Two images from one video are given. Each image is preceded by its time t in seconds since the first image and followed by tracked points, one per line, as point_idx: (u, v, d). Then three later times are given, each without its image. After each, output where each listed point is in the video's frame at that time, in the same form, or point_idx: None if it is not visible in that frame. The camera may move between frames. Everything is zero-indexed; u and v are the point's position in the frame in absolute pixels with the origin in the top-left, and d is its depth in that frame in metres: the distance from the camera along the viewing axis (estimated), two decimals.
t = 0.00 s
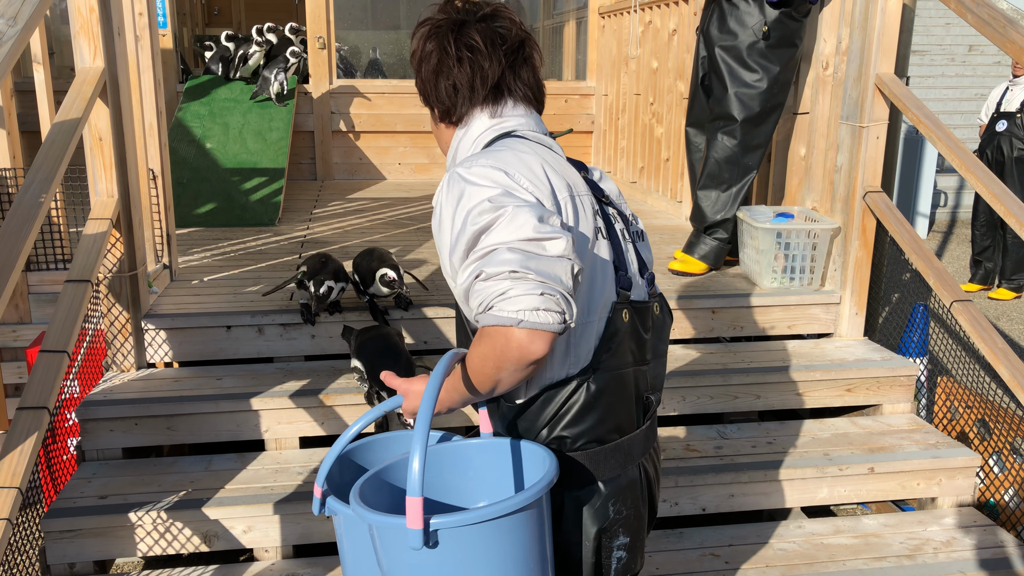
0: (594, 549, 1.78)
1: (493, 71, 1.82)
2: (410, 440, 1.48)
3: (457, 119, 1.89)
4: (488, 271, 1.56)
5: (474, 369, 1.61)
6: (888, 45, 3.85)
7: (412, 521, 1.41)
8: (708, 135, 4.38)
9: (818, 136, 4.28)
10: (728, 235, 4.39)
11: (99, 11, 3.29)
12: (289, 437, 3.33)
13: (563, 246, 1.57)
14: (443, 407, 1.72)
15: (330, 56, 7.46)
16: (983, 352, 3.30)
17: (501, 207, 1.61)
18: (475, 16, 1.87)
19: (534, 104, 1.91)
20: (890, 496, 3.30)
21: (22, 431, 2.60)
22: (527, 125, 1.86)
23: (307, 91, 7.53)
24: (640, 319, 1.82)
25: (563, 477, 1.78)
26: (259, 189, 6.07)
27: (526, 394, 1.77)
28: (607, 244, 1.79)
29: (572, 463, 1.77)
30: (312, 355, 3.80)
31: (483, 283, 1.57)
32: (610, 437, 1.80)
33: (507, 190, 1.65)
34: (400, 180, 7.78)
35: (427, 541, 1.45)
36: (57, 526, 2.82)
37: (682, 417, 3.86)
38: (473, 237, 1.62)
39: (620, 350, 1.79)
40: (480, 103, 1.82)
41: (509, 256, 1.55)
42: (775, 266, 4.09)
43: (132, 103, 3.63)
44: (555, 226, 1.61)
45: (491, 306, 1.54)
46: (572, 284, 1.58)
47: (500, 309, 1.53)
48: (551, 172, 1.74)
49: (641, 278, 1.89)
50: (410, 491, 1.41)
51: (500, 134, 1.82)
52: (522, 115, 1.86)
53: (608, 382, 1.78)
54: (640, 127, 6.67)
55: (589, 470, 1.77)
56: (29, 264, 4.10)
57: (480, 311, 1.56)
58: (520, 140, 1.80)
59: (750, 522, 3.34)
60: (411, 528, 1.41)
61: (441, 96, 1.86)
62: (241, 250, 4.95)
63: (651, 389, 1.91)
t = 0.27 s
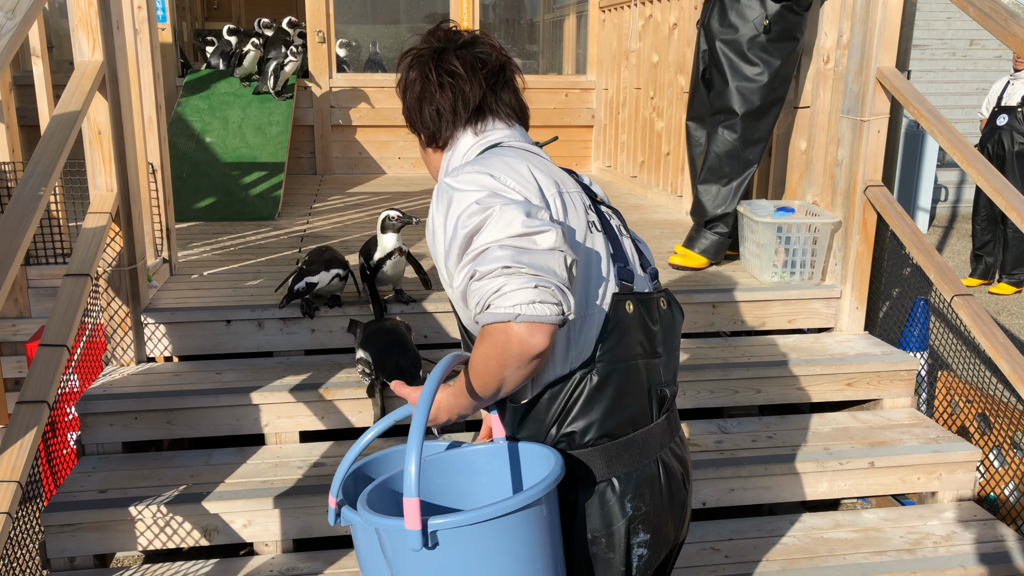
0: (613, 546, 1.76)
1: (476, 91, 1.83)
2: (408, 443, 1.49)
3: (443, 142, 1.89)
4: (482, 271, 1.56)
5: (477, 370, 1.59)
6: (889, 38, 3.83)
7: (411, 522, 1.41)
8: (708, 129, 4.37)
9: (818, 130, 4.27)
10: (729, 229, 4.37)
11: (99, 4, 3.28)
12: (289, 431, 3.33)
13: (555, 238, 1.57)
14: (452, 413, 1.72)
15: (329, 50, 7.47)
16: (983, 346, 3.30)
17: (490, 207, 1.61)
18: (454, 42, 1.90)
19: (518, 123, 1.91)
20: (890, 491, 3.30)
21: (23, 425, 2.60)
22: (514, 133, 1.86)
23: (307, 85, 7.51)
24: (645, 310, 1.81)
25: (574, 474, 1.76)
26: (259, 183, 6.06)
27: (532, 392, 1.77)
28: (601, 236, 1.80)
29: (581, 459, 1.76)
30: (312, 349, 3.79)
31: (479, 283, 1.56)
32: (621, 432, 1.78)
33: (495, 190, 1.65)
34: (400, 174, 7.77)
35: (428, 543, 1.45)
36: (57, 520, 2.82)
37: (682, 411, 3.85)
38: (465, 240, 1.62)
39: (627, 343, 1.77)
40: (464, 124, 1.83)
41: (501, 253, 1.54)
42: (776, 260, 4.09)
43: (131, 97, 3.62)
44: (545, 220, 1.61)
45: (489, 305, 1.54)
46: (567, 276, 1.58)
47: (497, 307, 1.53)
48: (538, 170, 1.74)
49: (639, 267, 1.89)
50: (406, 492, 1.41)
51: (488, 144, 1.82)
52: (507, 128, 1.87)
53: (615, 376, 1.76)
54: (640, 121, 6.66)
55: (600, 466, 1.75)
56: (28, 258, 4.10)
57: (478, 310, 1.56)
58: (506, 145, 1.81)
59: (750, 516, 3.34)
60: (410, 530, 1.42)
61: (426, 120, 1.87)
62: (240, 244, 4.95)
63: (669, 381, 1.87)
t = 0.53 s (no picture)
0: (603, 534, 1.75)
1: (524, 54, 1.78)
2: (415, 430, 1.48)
3: (485, 102, 1.85)
4: (492, 269, 1.55)
5: (478, 362, 1.60)
6: (893, 31, 3.81)
7: (415, 513, 1.41)
8: (711, 122, 4.36)
9: (821, 122, 4.25)
10: (731, 222, 4.38)
11: None
12: (291, 423, 3.33)
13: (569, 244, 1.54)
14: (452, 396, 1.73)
15: (331, 42, 7.44)
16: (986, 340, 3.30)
17: (507, 205, 1.59)
18: None
19: (559, 87, 1.88)
20: (891, 484, 3.30)
21: (24, 416, 2.60)
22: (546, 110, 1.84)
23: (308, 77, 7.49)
24: (657, 309, 1.78)
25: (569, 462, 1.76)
26: (260, 175, 6.05)
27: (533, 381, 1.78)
28: (623, 233, 1.75)
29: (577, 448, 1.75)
30: (313, 341, 3.79)
31: (488, 281, 1.57)
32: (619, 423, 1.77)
33: (514, 187, 1.63)
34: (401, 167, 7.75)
35: (431, 533, 1.45)
36: (59, 511, 2.82)
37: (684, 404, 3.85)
38: (479, 233, 1.61)
39: (632, 335, 1.76)
40: (511, 85, 1.79)
41: (513, 255, 1.53)
42: (778, 253, 4.08)
43: (132, 88, 3.61)
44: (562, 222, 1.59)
45: (495, 305, 1.54)
46: (578, 282, 1.56)
47: (503, 307, 1.52)
48: (563, 164, 1.70)
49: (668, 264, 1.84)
50: (413, 483, 1.40)
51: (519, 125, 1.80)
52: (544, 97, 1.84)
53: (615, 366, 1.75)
54: (642, 114, 6.64)
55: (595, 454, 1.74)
56: (30, 249, 4.09)
57: (485, 308, 1.56)
58: (537, 130, 1.77)
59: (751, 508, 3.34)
60: (414, 520, 1.41)
61: (469, 79, 1.82)
62: (242, 236, 4.94)
63: (675, 375, 1.84)
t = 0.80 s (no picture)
0: (621, 547, 1.75)
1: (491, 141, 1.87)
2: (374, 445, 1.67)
3: (456, 183, 1.93)
4: (473, 278, 1.61)
5: (468, 371, 1.61)
6: (898, 22, 3.79)
7: (356, 516, 1.59)
8: (715, 114, 4.34)
9: (825, 115, 4.24)
10: (735, 214, 4.35)
11: None
12: (294, 414, 3.33)
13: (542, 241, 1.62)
14: (444, 418, 1.77)
15: (334, 34, 7.43)
16: (990, 333, 3.28)
17: (479, 220, 1.67)
18: (473, 87, 1.92)
19: (529, 166, 1.95)
20: (895, 477, 3.30)
21: (28, 406, 2.60)
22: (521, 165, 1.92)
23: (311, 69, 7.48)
24: (649, 313, 1.82)
25: (584, 473, 1.76)
26: (262, 167, 6.04)
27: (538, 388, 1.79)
28: (595, 246, 1.84)
29: (591, 457, 1.75)
30: (317, 334, 3.79)
31: (471, 291, 1.61)
32: (637, 433, 1.75)
33: (486, 205, 1.71)
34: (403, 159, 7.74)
35: (377, 537, 1.62)
36: (63, 502, 2.83)
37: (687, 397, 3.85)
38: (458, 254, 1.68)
39: (636, 343, 1.77)
40: (477, 170, 1.87)
41: (490, 259, 1.60)
42: (782, 246, 4.07)
43: (135, 80, 3.60)
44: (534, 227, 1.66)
45: (481, 307, 1.57)
46: (556, 276, 1.61)
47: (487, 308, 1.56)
48: (530, 189, 1.81)
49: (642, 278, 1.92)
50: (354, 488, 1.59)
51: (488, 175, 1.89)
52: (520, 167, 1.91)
53: (626, 375, 1.75)
54: (646, 107, 6.62)
55: (609, 464, 1.74)
56: (32, 242, 4.09)
57: (473, 313, 1.59)
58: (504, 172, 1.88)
59: (753, 501, 3.34)
60: (357, 523, 1.60)
61: (441, 165, 1.91)
62: (245, 228, 4.94)
63: (691, 387, 1.83)
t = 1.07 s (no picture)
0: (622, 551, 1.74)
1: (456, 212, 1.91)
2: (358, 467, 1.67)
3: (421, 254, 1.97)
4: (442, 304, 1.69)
5: (448, 395, 1.67)
6: (904, 15, 3.77)
7: (339, 538, 1.60)
8: (719, 107, 4.33)
9: (830, 108, 4.23)
10: (738, 208, 4.35)
11: None
12: (298, 407, 3.33)
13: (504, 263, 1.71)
14: (432, 450, 1.81)
15: (337, 27, 7.40)
16: (995, 327, 3.27)
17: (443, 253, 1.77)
18: (439, 161, 1.98)
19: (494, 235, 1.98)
20: (898, 471, 3.30)
21: (33, 398, 2.61)
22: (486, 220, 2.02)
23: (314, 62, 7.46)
24: (625, 328, 1.89)
25: (584, 477, 1.75)
26: (266, 160, 6.04)
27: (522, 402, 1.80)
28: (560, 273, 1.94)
29: (590, 461, 1.74)
30: (320, 327, 3.79)
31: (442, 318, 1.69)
32: (633, 433, 1.76)
33: (450, 240, 1.81)
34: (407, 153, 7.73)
35: (358, 558, 1.63)
36: (68, 493, 2.84)
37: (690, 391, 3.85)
38: (427, 288, 1.76)
39: (617, 350, 1.82)
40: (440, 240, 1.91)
41: (457, 284, 1.69)
42: (786, 240, 4.07)
43: (138, 72, 3.60)
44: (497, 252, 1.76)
45: (453, 330, 1.64)
46: (522, 293, 1.70)
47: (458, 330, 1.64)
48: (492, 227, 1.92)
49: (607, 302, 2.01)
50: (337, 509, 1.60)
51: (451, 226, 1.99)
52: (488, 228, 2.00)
53: (613, 381, 1.78)
54: (650, 100, 6.60)
55: (608, 467, 1.74)
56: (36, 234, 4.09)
57: (447, 337, 1.66)
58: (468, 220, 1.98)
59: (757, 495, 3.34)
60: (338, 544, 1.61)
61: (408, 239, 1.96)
62: (248, 221, 4.94)
63: (676, 393, 1.87)
